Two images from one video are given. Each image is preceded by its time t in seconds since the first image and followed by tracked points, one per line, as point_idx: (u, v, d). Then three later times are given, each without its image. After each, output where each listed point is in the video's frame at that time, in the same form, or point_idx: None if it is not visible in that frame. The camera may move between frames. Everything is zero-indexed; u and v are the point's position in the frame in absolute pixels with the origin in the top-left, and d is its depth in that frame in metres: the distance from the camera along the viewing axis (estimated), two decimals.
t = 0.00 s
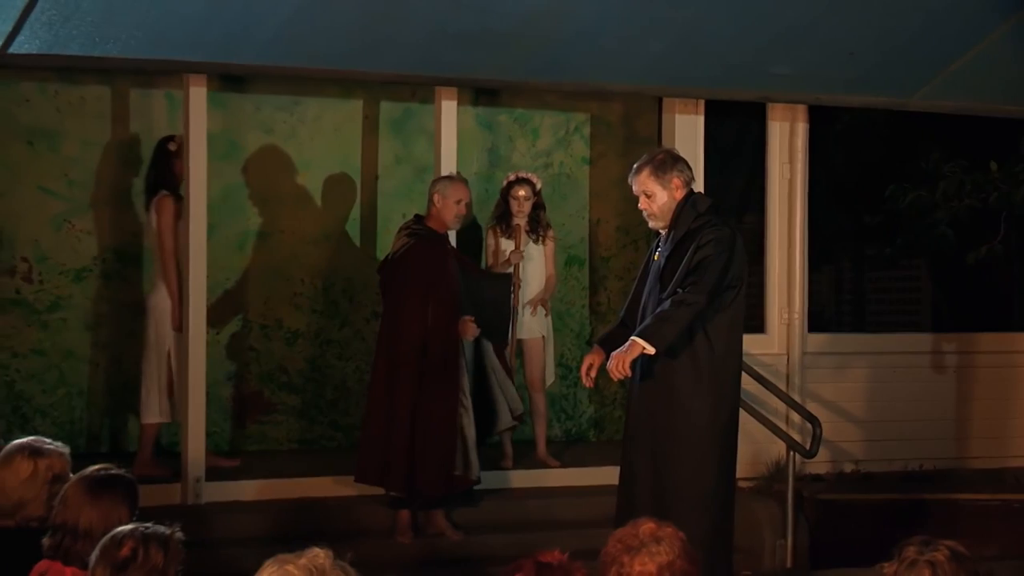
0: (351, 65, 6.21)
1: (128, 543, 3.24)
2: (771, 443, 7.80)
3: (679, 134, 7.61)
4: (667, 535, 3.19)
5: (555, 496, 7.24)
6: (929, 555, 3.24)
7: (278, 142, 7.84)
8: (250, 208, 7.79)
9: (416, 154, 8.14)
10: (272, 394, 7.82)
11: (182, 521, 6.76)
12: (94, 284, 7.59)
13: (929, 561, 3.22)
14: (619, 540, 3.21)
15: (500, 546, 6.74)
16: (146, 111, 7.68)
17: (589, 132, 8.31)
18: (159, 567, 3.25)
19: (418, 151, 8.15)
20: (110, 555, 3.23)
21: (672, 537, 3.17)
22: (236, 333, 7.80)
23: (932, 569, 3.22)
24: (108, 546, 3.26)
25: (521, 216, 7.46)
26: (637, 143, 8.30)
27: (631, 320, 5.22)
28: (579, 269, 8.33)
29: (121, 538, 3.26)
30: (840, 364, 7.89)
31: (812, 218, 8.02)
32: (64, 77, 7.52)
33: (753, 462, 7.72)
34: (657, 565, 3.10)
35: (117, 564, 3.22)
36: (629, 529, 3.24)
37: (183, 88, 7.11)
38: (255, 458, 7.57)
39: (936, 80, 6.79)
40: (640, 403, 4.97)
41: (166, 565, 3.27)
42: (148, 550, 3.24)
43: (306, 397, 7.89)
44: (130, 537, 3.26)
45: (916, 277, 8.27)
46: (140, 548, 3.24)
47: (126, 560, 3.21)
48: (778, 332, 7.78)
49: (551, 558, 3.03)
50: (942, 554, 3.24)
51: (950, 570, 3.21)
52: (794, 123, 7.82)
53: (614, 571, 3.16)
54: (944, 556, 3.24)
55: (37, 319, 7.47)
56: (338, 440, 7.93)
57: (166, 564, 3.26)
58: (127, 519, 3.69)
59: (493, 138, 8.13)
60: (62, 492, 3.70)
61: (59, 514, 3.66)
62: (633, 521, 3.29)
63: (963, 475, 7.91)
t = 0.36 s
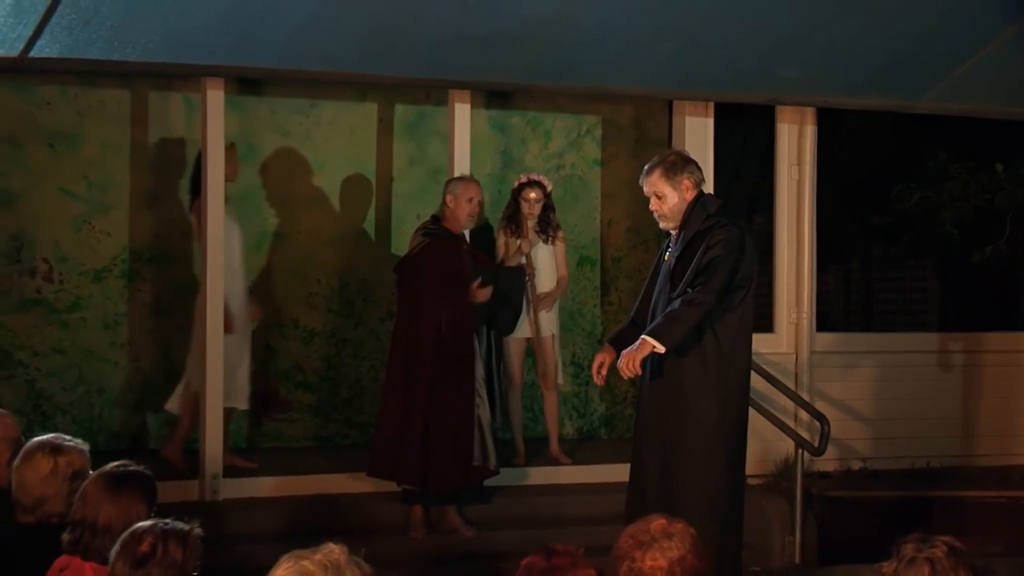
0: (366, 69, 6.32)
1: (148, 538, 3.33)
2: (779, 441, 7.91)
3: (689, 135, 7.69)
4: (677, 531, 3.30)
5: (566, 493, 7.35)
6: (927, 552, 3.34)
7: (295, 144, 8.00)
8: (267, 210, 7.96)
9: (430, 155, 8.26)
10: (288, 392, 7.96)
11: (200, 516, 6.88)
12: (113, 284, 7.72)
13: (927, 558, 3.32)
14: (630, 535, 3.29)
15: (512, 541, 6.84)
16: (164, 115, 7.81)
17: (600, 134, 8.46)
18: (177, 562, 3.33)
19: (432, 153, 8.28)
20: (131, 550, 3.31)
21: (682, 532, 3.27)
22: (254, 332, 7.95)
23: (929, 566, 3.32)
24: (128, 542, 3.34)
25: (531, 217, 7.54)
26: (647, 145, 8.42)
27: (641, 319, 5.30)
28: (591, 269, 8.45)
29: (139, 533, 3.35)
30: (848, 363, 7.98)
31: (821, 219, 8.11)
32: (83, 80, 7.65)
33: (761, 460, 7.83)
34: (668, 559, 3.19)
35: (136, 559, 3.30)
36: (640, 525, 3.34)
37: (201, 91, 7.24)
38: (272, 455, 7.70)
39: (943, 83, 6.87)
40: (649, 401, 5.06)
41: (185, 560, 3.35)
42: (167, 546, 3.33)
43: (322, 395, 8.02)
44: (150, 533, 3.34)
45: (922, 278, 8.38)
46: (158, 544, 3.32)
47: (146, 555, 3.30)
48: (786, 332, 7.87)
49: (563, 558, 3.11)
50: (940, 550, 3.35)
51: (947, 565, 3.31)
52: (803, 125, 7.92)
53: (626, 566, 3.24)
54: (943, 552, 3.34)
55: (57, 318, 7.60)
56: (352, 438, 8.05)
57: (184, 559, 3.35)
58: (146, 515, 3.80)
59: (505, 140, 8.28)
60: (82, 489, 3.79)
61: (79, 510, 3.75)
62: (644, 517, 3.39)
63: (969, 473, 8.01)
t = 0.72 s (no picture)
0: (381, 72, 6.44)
1: (167, 534, 3.42)
2: (788, 439, 8.01)
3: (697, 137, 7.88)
4: (687, 527, 3.37)
5: (577, 490, 7.46)
6: (927, 550, 3.38)
7: (310, 147, 8.13)
8: (284, 211, 8.12)
9: (444, 157, 8.41)
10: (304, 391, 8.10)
11: (217, 512, 7.00)
12: (132, 284, 7.87)
13: (927, 555, 3.36)
14: (640, 531, 3.38)
15: (524, 537, 6.95)
16: (182, 119, 7.93)
17: (611, 137, 8.60)
18: (195, 558, 3.42)
19: (446, 154, 8.43)
20: (150, 547, 3.41)
21: (691, 528, 3.35)
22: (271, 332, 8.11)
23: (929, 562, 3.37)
24: (147, 538, 3.44)
25: (544, 220, 7.64)
26: (658, 147, 8.54)
27: (652, 318, 5.39)
28: (602, 269, 8.57)
29: (158, 530, 3.44)
30: (855, 363, 8.09)
31: (829, 221, 8.22)
32: (103, 83, 7.79)
33: (770, 458, 7.94)
34: (677, 555, 3.26)
35: (154, 556, 3.40)
36: (651, 521, 3.42)
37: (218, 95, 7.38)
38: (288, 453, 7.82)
39: (949, 87, 6.97)
40: (659, 400, 5.16)
41: (203, 555, 3.45)
42: (184, 542, 3.42)
43: (337, 393, 8.15)
44: (168, 529, 3.44)
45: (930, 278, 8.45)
46: (177, 540, 3.41)
47: (164, 551, 3.40)
48: (795, 332, 7.98)
49: (577, 554, 3.15)
50: (940, 547, 3.38)
51: (948, 561, 3.35)
52: (811, 128, 8.01)
53: (635, 562, 3.31)
54: (942, 548, 3.38)
55: (78, 318, 7.75)
56: (366, 436, 8.19)
57: (201, 555, 3.44)
58: (164, 512, 3.90)
59: (518, 143, 8.41)
60: (100, 486, 3.90)
61: (98, 506, 3.86)
62: (654, 514, 3.48)
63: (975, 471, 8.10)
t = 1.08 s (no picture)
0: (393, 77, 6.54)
1: (182, 530, 3.52)
2: (793, 437, 8.12)
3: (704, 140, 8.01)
4: (694, 523, 3.45)
5: (585, 487, 7.58)
6: (930, 546, 3.33)
7: (324, 150, 8.28)
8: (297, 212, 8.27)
9: (455, 160, 8.57)
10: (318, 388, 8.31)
11: (231, 508, 7.13)
12: (148, 284, 8.02)
13: (930, 552, 3.31)
14: (648, 528, 3.46)
15: (533, 534, 7.06)
16: (197, 122, 8.08)
17: (619, 139, 8.72)
18: (208, 555, 3.52)
19: (456, 156, 8.57)
20: (165, 542, 3.51)
21: (698, 526, 3.42)
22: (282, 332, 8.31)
23: (932, 559, 3.31)
24: (163, 534, 3.54)
25: (558, 220, 7.88)
26: (665, 149, 8.66)
27: (658, 318, 5.49)
28: (610, 269, 8.71)
29: (173, 526, 3.54)
30: (859, 361, 8.20)
31: (834, 222, 8.33)
32: (120, 87, 7.93)
33: (775, 455, 8.05)
34: (684, 552, 3.34)
35: (170, 551, 3.50)
36: (658, 517, 3.49)
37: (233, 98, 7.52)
38: (301, 451, 7.97)
39: (952, 91, 7.05)
40: (665, 399, 5.26)
41: (217, 551, 3.54)
42: (197, 539, 3.52)
43: (349, 391, 8.30)
44: (184, 525, 3.54)
45: (935, 278, 8.53)
46: (192, 536, 3.51)
47: (179, 547, 3.50)
48: (800, 332, 8.09)
49: (586, 549, 3.18)
50: (944, 543, 3.34)
51: (950, 556, 3.31)
52: (816, 130, 8.13)
53: (643, 558, 3.39)
54: (944, 544, 3.34)
55: (94, 317, 7.90)
56: (378, 433, 8.34)
57: (215, 551, 3.54)
58: (178, 508, 3.99)
59: (528, 145, 8.51)
60: (115, 482, 4.01)
61: (114, 502, 3.95)
62: (662, 511, 3.55)
63: (977, 468, 8.21)
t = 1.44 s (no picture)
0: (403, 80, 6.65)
1: (194, 526, 3.40)
2: (797, 435, 8.23)
3: (710, 143, 8.09)
4: (698, 519, 3.28)
5: (591, 484, 7.69)
6: (933, 542, 3.21)
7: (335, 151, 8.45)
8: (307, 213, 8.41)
9: (463, 162, 8.72)
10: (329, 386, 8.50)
11: (243, 504, 7.25)
12: (161, 284, 8.16)
13: (933, 547, 3.19)
14: (653, 524, 3.29)
15: (540, 530, 7.16)
16: (210, 125, 8.21)
17: (626, 141, 8.84)
18: (221, 550, 3.40)
19: (465, 159, 8.72)
20: (177, 538, 3.39)
21: (702, 520, 3.25)
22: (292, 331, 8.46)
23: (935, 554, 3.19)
24: (175, 529, 3.42)
25: (574, 220, 8.03)
26: (671, 151, 8.80)
27: (663, 317, 5.60)
28: (617, 270, 8.84)
29: (185, 521, 3.42)
30: (861, 360, 8.31)
31: (838, 223, 8.44)
32: (134, 90, 8.07)
33: (779, 453, 8.16)
34: (690, 546, 3.18)
35: (182, 546, 3.38)
36: (661, 514, 3.33)
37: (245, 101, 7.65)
38: (312, 449, 8.10)
39: (954, 92, 7.14)
40: (671, 397, 5.33)
41: (228, 546, 3.42)
42: (211, 533, 3.39)
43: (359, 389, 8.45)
44: (197, 520, 3.41)
45: (937, 278, 8.65)
46: (204, 532, 3.39)
47: (192, 542, 3.37)
48: (803, 330, 8.21)
49: (585, 546, 2.98)
50: (944, 539, 3.23)
51: (953, 552, 3.18)
52: (820, 132, 8.25)
53: (648, 553, 3.24)
54: (947, 540, 3.21)
55: (109, 316, 8.06)
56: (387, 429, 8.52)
57: (228, 546, 3.41)
58: (191, 505, 3.84)
59: (535, 146, 8.69)
60: (130, 479, 3.85)
61: (127, 498, 3.80)
62: (666, 507, 3.39)
63: (979, 466, 8.31)
